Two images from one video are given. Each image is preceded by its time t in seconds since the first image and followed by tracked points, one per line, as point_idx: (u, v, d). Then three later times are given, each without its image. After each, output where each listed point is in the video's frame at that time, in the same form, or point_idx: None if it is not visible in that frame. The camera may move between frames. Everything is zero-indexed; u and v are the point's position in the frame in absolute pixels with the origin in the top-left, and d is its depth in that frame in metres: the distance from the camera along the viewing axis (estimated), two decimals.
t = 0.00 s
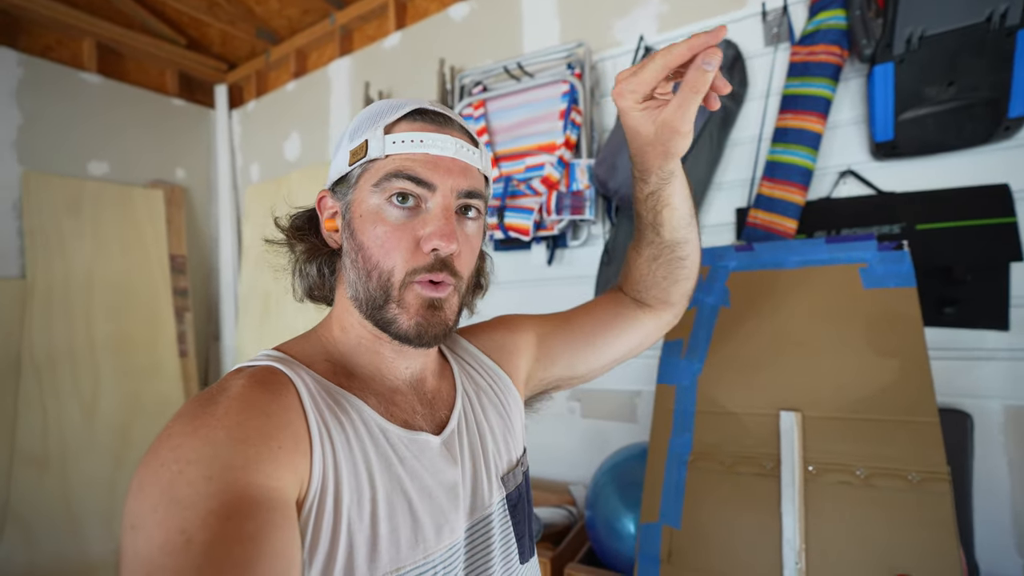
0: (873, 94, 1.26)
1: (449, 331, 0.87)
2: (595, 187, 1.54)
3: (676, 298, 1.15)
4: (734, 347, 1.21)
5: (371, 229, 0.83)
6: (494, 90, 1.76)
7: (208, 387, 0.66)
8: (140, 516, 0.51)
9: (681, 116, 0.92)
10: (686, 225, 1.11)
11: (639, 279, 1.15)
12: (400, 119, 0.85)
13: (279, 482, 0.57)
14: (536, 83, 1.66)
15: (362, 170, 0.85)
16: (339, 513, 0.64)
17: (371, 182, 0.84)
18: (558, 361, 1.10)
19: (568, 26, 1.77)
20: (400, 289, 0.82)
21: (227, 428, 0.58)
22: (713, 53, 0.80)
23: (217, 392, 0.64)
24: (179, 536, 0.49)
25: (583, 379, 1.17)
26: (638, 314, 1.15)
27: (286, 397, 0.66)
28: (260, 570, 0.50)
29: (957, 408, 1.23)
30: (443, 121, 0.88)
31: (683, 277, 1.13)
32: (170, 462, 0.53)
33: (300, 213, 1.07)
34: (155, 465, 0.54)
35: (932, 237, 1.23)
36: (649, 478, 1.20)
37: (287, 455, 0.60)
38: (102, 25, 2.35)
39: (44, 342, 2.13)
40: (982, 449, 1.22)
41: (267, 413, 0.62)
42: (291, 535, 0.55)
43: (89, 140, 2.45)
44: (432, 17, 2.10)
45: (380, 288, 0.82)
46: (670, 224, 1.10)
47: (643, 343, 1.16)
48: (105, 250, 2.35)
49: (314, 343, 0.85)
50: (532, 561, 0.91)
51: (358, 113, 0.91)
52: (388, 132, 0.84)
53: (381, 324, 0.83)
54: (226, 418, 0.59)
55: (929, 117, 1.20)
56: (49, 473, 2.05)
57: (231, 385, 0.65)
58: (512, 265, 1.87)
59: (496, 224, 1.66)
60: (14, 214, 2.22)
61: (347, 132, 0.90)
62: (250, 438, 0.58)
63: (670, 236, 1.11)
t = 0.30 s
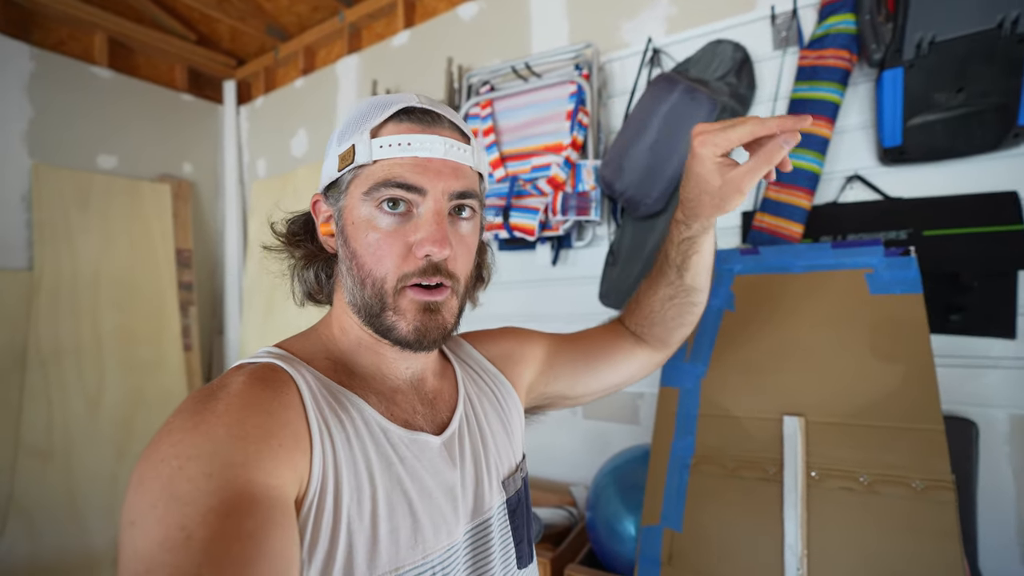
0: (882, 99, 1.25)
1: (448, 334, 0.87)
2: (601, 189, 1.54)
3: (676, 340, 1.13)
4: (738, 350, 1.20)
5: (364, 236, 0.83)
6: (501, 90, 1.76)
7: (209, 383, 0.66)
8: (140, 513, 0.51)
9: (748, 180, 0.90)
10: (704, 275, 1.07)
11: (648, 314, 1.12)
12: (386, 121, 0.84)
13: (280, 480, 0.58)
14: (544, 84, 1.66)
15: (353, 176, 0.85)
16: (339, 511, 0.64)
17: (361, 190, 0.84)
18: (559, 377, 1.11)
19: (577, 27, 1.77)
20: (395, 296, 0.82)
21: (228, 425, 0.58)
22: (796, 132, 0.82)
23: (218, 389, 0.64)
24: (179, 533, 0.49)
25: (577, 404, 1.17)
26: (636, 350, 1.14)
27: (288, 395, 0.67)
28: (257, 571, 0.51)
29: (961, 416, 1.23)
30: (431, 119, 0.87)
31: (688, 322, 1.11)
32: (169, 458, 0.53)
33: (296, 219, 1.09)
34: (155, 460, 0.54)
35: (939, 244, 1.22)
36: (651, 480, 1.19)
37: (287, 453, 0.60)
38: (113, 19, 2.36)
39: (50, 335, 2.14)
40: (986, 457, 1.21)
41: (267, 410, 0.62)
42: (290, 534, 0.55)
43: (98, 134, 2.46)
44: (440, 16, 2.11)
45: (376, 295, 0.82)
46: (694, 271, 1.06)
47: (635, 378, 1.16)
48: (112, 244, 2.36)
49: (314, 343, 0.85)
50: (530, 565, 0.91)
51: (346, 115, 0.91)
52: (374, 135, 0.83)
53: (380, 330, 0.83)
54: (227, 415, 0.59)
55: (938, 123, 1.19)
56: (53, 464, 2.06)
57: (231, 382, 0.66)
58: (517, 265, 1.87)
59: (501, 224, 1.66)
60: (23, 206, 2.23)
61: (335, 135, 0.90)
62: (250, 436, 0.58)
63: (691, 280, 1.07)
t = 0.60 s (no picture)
0: (889, 103, 1.25)
1: (452, 321, 0.88)
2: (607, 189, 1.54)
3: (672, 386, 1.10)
4: (741, 351, 1.21)
5: (359, 235, 0.83)
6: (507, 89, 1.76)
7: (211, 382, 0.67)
8: (141, 511, 0.52)
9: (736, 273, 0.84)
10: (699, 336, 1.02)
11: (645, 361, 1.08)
12: (365, 119, 0.84)
13: (283, 479, 0.58)
14: (549, 84, 1.66)
15: (340, 179, 0.85)
16: (342, 508, 0.65)
17: (351, 191, 0.84)
18: (564, 395, 1.11)
19: (583, 27, 1.77)
20: (395, 290, 0.83)
21: (230, 424, 0.58)
22: (803, 252, 0.75)
23: (221, 387, 0.64)
24: (180, 532, 0.50)
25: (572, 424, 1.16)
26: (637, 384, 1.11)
27: (291, 393, 0.67)
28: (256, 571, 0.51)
29: (961, 420, 1.23)
30: (410, 112, 0.86)
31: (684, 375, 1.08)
32: (171, 457, 0.54)
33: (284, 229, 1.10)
34: (158, 458, 0.54)
35: (943, 248, 1.23)
36: (653, 480, 1.20)
37: (290, 451, 0.61)
38: (119, 14, 2.36)
39: (54, 329, 2.14)
40: (986, 462, 1.22)
41: (270, 409, 0.62)
42: (293, 532, 0.56)
43: (103, 129, 2.46)
44: (447, 15, 2.11)
45: (378, 292, 0.83)
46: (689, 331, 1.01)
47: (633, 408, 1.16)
48: (115, 239, 2.36)
49: (317, 343, 0.85)
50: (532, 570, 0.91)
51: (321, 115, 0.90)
52: (354, 134, 0.83)
53: (385, 326, 0.83)
54: (229, 413, 0.59)
55: (943, 127, 1.19)
56: (55, 458, 2.06)
57: (234, 380, 0.66)
58: (520, 264, 1.87)
59: (505, 223, 1.65)
60: (28, 200, 2.23)
61: (314, 138, 0.89)
62: (252, 435, 0.58)
63: (687, 338, 1.02)
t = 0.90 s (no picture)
0: (892, 107, 1.26)
1: (442, 310, 0.86)
2: (609, 189, 1.54)
3: (671, 373, 1.09)
4: (742, 353, 1.21)
5: (345, 227, 0.84)
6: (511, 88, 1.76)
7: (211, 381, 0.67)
8: (141, 510, 0.52)
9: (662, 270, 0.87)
10: (666, 318, 1.01)
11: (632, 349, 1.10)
12: (351, 115, 0.86)
13: (283, 477, 0.58)
14: (553, 83, 1.67)
15: (328, 174, 0.87)
16: (341, 507, 0.65)
17: (336, 185, 0.85)
18: (567, 390, 1.11)
19: (587, 27, 1.77)
20: (380, 280, 0.83)
21: (229, 423, 0.58)
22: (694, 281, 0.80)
23: (220, 386, 0.65)
24: (180, 531, 0.50)
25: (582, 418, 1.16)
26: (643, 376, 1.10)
27: (290, 392, 0.67)
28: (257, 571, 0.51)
29: (963, 424, 1.23)
30: (393, 107, 0.87)
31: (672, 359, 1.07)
32: (171, 456, 0.54)
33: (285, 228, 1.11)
34: (157, 458, 0.55)
35: (946, 253, 1.23)
36: (654, 481, 1.20)
37: (289, 449, 0.61)
38: (124, 9, 2.36)
39: (54, 324, 2.14)
40: (987, 466, 1.22)
41: (269, 408, 0.63)
42: (293, 530, 0.56)
43: (106, 124, 2.46)
44: (451, 13, 2.11)
45: (364, 282, 0.83)
46: (648, 313, 1.01)
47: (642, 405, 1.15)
48: (117, 234, 2.36)
49: (316, 341, 0.86)
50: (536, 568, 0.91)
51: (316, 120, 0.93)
52: (341, 132, 0.85)
53: (374, 315, 0.83)
54: (228, 413, 0.60)
55: (947, 131, 1.19)
56: (56, 452, 2.06)
57: (234, 379, 0.66)
58: (522, 263, 1.88)
59: (508, 222, 1.65)
60: (30, 194, 2.23)
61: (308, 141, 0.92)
62: (251, 433, 0.59)
63: (651, 323, 1.03)
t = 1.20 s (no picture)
0: (897, 109, 1.26)
1: (442, 312, 0.86)
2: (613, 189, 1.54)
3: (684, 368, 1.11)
4: (745, 354, 1.21)
5: (347, 224, 0.84)
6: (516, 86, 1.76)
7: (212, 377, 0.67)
8: (141, 506, 0.52)
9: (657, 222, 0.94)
10: (667, 291, 1.07)
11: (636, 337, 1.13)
12: (356, 109, 0.86)
13: (284, 474, 0.58)
14: (558, 82, 1.67)
15: (331, 169, 0.87)
16: (340, 503, 0.65)
17: (338, 181, 0.85)
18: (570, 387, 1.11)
19: (593, 26, 1.77)
20: (381, 279, 0.83)
21: (229, 420, 0.58)
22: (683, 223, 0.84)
23: (221, 382, 0.65)
24: (181, 528, 0.50)
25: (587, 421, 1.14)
26: (649, 375, 1.10)
27: (290, 388, 0.67)
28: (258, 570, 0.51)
29: (964, 427, 1.23)
30: (400, 102, 0.87)
31: (676, 342, 1.09)
32: (171, 453, 0.54)
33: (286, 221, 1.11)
34: (158, 455, 0.55)
35: (950, 256, 1.23)
36: (655, 481, 1.20)
37: (289, 445, 0.61)
38: (130, 4, 2.36)
39: (57, 317, 2.15)
40: (988, 469, 1.22)
41: (268, 404, 0.63)
42: (294, 526, 0.56)
43: (110, 118, 2.47)
44: (456, 10, 2.11)
45: (365, 281, 0.83)
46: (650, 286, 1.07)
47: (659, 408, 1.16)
48: (119, 228, 2.36)
49: (317, 339, 0.86)
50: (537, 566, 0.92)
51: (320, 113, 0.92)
52: (346, 126, 0.85)
53: (373, 315, 0.83)
54: (228, 409, 0.60)
55: (952, 134, 1.19)
56: (57, 445, 2.07)
57: (234, 375, 0.67)
58: (525, 262, 1.88)
59: (511, 220, 1.65)
60: (34, 187, 2.24)
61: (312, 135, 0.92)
62: (251, 430, 0.59)
63: (654, 299, 1.08)
